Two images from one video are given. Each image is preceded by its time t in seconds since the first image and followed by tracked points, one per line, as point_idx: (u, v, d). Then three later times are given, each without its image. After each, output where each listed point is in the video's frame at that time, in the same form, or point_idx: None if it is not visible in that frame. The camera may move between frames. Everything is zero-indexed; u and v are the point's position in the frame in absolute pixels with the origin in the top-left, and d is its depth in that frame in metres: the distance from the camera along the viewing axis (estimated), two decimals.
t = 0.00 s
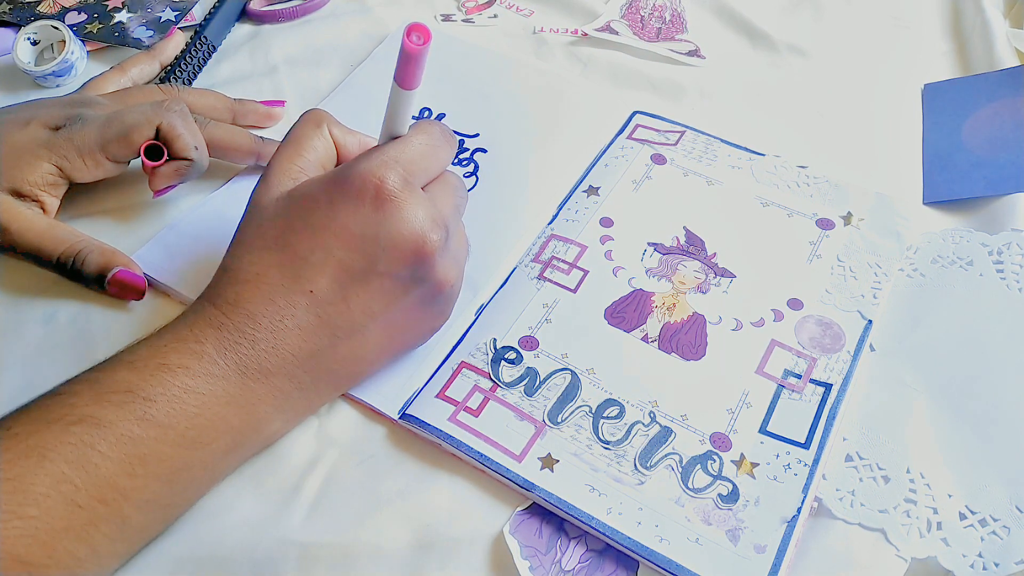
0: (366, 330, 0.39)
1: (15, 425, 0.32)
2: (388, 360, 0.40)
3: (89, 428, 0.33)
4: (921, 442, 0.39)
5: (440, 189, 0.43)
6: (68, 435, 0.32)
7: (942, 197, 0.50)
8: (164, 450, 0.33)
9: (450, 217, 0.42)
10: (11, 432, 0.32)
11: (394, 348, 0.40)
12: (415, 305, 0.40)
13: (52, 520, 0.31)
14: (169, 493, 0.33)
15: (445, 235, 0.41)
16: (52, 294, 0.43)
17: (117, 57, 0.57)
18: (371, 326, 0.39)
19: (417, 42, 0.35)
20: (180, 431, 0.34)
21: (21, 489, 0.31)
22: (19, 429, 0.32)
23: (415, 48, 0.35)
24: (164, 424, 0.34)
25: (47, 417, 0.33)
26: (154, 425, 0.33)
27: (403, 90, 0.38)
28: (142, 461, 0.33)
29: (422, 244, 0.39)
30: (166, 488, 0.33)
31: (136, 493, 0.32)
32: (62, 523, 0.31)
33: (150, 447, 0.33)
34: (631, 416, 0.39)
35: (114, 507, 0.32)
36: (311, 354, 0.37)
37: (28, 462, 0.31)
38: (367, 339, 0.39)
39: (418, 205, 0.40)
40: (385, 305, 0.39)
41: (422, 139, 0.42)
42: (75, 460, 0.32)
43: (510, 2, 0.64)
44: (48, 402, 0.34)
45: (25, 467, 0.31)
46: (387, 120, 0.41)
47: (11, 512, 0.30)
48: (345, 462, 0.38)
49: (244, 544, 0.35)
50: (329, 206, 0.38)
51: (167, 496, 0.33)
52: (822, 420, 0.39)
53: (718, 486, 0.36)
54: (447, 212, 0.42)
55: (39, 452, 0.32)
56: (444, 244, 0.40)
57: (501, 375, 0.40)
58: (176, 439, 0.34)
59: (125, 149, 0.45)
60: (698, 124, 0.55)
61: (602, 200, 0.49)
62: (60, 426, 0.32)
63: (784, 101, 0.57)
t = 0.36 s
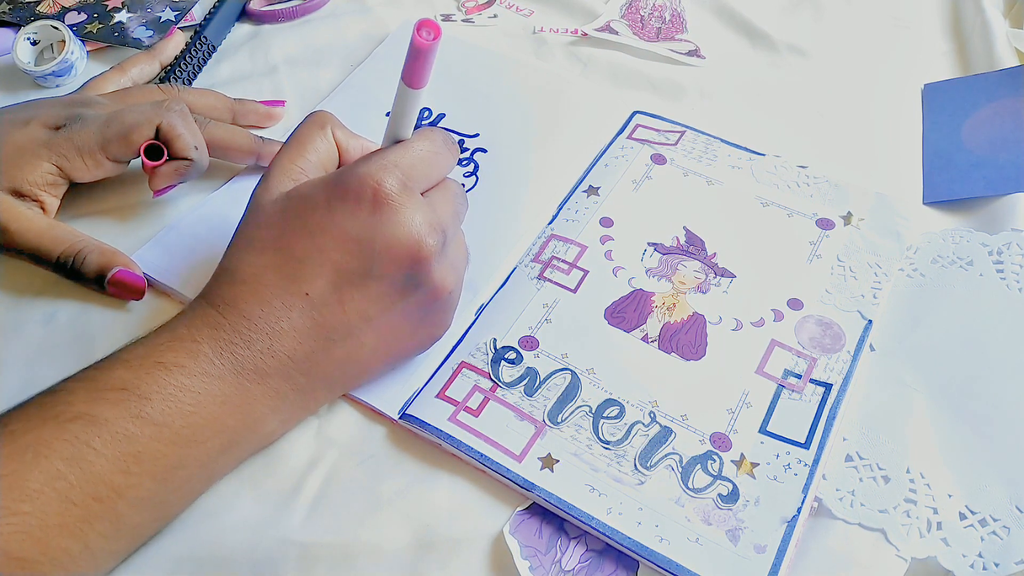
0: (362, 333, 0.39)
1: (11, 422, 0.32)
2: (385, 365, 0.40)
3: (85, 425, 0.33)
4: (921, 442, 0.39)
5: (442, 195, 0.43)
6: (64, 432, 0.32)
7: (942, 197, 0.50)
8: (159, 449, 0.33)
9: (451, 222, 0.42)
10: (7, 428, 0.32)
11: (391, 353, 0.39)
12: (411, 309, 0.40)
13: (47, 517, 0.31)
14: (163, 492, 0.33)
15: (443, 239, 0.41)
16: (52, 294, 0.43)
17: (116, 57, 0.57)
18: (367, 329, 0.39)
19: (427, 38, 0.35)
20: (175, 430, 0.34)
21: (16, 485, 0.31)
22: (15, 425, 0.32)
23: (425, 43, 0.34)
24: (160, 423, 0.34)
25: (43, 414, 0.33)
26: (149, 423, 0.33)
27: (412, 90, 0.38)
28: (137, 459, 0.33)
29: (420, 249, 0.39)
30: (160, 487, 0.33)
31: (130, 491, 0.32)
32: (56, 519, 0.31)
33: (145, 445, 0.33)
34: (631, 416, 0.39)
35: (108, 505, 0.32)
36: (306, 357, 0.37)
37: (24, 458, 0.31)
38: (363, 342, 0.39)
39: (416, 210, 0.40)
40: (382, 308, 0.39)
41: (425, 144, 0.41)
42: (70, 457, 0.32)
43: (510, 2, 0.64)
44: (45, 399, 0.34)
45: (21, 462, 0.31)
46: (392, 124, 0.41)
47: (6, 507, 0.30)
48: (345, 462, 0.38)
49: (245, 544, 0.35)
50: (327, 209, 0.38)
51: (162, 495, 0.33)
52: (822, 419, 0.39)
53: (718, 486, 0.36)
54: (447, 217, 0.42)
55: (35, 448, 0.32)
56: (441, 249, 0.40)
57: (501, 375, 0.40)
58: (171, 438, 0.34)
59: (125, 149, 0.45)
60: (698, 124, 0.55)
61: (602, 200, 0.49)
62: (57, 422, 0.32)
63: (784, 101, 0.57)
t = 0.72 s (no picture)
0: (397, 334, 0.38)
1: (48, 429, 0.32)
2: (419, 366, 0.39)
3: (124, 431, 0.32)
4: (920, 442, 0.39)
5: (471, 194, 0.43)
6: (102, 439, 0.32)
7: (941, 197, 0.50)
8: (198, 454, 0.33)
9: (481, 222, 0.42)
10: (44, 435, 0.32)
11: (423, 355, 0.39)
12: (446, 310, 0.39)
13: (86, 524, 0.30)
14: (202, 498, 0.33)
15: (479, 237, 0.41)
16: (52, 294, 0.43)
17: (117, 57, 0.57)
18: (402, 330, 0.38)
19: (463, 48, 0.35)
20: (214, 435, 0.33)
21: (54, 492, 0.30)
22: (53, 432, 0.32)
23: (462, 53, 0.35)
24: (199, 428, 0.33)
25: (80, 420, 0.32)
26: (188, 428, 0.33)
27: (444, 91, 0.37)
28: (176, 465, 0.32)
29: (457, 247, 0.39)
30: (199, 494, 0.33)
31: (169, 497, 0.32)
32: (94, 527, 0.30)
33: (185, 451, 0.33)
34: (631, 416, 0.38)
35: (148, 512, 0.31)
36: (345, 358, 0.37)
37: (62, 465, 0.31)
38: (398, 343, 0.38)
39: (453, 208, 0.40)
40: (419, 308, 0.39)
41: (454, 142, 0.42)
42: (109, 463, 0.31)
43: (510, 2, 0.64)
44: (82, 405, 0.33)
45: (59, 470, 0.31)
46: (422, 122, 0.41)
47: (44, 515, 0.30)
48: (345, 462, 0.38)
49: (244, 544, 0.35)
50: (367, 209, 0.38)
51: (200, 501, 0.33)
52: (822, 419, 0.39)
53: (718, 486, 0.36)
54: (479, 217, 0.42)
55: (73, 455, 0.31)
56: (478, 247, 0.40)
57: (500, 375, 0.40)
58: (210, 443, 0.33)
59: (125, 149, 0.45)
60: (698, 124, 0.55)
61: (602, 200, 0.49)
62: (94, 429, 0.32)
63: (784, 101, 0.57)
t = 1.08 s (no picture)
0: (388, 342, 0.38)
1: (43, 440, 0.32)
2: (413, 373, 0.39)
3: (118, 442, 0.32)
4: (920, 442, 0.39)
5: (459, 197, 0.43)
6: (96, 450, 0.32)
7: (941, 197, 0.50)
8: (193, 465, 0.33)
9: (470, 228, 0.42)
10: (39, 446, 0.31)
11: (417, 361, 0.39)
12: (436, 317, 0.39)
13: (83, 537, 0.30)
14: (200, 508, 0.33)
15: (467, 243, 0.40)
16: (52, 294, 0.43)
17: (117, 57, 0.57)
18: (394, 338, 0.38)
19: (457, 37, 0.34)
20: (209, 446, 0.33)
21: (50, 504, 0.30)
22: (48, 443, 0.32)
23: (457, 41, 0.34)
24: (194, 438, 0.33)
25: (75, 431, 0.32)
26: (183, 439, 0.33)
27: (434, 87, 0.37)
28: (172, 476, 0.32)
29: (445, 254, 0.39)
30: (195, 503, 0.33)
31: (166, 508, 0.32)
32: (91, 539, 0.30)
33: (180, 462, 0.33)
34: (631, 416, 0.38)
35: (145, 523, 0.31)
36: (335, 366, 0.37)
37: (57, 477, 0.31)
38: (390, 351, 0.38)
39: (440, 214, 0.39)
40: (408, 316, 0.39)
41: (441, 146, 0.41)
42: (105, 475, 0.31)
43: (510, 2, 0.64)
44: (77, 416, 0.33)
45: (55, 482, 0.31)
46: (409, 126, 0.41)
47: (40, 528, 0.30)
48: (345, 462, 0.38)
49: (244, 544, 0.35)
50: (352, 219, 0.38)
51: (196, 512, 0.33)
52: (821, 419, 0.39)
53: (718, 486, 0.36)
54: (467, 221, 0.42)
55: (68, 467, 0.31)
56: (466, 253, 0.40)
57: (500, 375, 0.40)
58: (205, 454, 0.33)
59: (125, 149, 0.45)
60: (698, 124, 0.55)
61: (602, 200, 0.49)
62: (89, 441, 0.32)
63: (784, 101, 0.57)
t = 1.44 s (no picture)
0: (389, 353, 0.38)
1: (38, 447, 0.32)
2: (412, 384, 0.39)
3: (112, 450, 0.32)
4: (920, 442, 0.39)
5: (466, 212, 0.43)
6: (90, 458, 0.31)
7: (941, 198, 0.50)
8: (187, 474, 0.32)
9: (477, 241, 0.41)
10: (32, 453, 0.31)
11: (418, 373, 0.39)
12: (439, 331, 0.39)
13: (74, 545, 0.30)
14: (193, 517, 0.33)
15: (472, 258, 0.40)
16: (52, 294, 0.43)
17: (117, 57, 0.57)
18: (395, 349, 0.38)
19: (462, 47, 0.33)
20: (203, 455, 0.33)
21: (42, 513, 0.30)
22: (43, 450, 0.32)
23: (461, 52, 0.33)
24: (187, 447, 0.33)
25: (70, 437, 0.32)
26: (177, 447, 0.33)
27: (442, 100, 0.36)
28: (165, 486, 0.32)
29: (449, 268, 0.38)
30: (189, 512, 0.32)
31: (159, 517, 0.32)
32: (82, 547, 0.30)
33: (175, 471, 0.32)
34: (631, 416, 0.38)
35: (137, 533, 0.31)
36: (335, 377, 0.37)
37: (50, 485, 0.30)
38: (391, 362, 0.38)
39: (446, 227, 0.39)
40: (411, 327, 0.38)
41: (452, 160, 0.41)
42: (98, 484, 0.31)
43: (509, 2, 0.64)
44: (72, 422, 0.33)
45: (47, 490, 0.30)
46: (418, 138, 0.41)
47: (32, 536, 0.29)
48: (345, 463, 0.38)
49: (244, 545, 0.35)
50: (356, 230, 0.38)
51: (188, 520, 0.32)
52: (822, 419, 0.39)
53: (718, 486, 0.36)
54: (473, 235, 0.41)
55: (61, 475, 0.31)
56: (472, 267, 0.39)
57: (501, 375, 0.40)
58: (200, 463, 0.33)
59: (125, 148, 0.45)
60: (698, 124, 0.55)
61: (602, 200, 0.49)
62: (83, 448, 0.32)
63: (785, 101, 0.57)
